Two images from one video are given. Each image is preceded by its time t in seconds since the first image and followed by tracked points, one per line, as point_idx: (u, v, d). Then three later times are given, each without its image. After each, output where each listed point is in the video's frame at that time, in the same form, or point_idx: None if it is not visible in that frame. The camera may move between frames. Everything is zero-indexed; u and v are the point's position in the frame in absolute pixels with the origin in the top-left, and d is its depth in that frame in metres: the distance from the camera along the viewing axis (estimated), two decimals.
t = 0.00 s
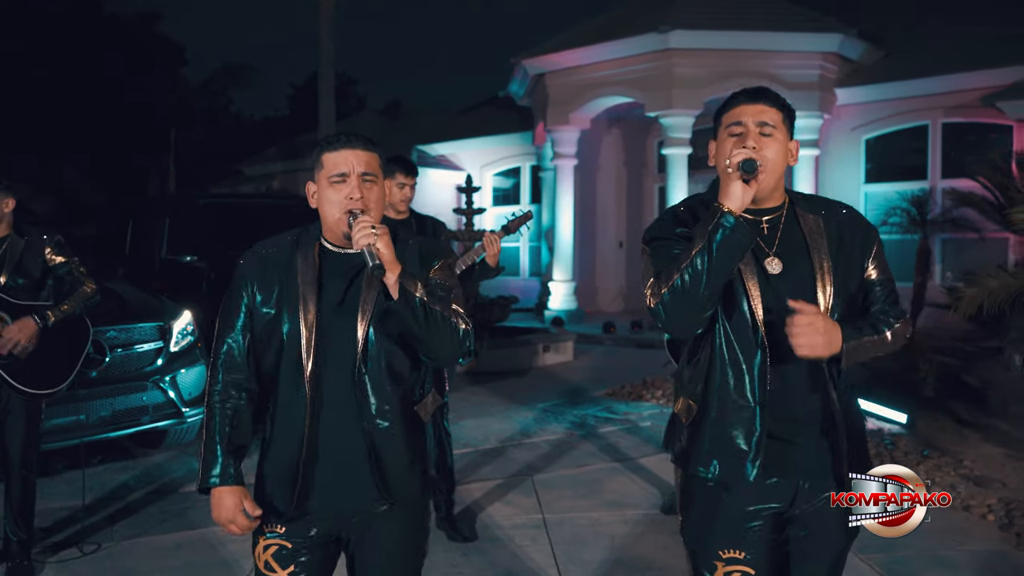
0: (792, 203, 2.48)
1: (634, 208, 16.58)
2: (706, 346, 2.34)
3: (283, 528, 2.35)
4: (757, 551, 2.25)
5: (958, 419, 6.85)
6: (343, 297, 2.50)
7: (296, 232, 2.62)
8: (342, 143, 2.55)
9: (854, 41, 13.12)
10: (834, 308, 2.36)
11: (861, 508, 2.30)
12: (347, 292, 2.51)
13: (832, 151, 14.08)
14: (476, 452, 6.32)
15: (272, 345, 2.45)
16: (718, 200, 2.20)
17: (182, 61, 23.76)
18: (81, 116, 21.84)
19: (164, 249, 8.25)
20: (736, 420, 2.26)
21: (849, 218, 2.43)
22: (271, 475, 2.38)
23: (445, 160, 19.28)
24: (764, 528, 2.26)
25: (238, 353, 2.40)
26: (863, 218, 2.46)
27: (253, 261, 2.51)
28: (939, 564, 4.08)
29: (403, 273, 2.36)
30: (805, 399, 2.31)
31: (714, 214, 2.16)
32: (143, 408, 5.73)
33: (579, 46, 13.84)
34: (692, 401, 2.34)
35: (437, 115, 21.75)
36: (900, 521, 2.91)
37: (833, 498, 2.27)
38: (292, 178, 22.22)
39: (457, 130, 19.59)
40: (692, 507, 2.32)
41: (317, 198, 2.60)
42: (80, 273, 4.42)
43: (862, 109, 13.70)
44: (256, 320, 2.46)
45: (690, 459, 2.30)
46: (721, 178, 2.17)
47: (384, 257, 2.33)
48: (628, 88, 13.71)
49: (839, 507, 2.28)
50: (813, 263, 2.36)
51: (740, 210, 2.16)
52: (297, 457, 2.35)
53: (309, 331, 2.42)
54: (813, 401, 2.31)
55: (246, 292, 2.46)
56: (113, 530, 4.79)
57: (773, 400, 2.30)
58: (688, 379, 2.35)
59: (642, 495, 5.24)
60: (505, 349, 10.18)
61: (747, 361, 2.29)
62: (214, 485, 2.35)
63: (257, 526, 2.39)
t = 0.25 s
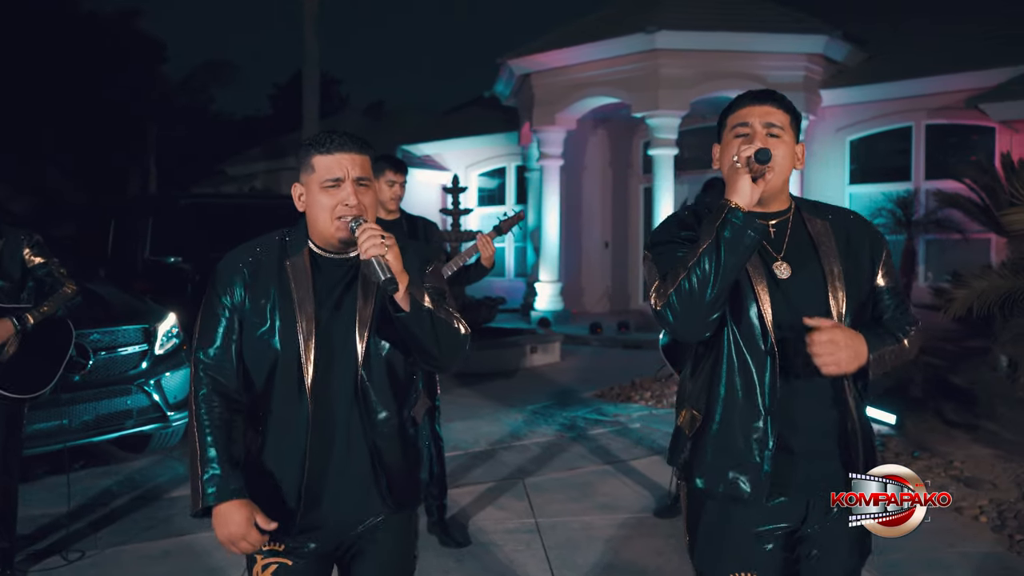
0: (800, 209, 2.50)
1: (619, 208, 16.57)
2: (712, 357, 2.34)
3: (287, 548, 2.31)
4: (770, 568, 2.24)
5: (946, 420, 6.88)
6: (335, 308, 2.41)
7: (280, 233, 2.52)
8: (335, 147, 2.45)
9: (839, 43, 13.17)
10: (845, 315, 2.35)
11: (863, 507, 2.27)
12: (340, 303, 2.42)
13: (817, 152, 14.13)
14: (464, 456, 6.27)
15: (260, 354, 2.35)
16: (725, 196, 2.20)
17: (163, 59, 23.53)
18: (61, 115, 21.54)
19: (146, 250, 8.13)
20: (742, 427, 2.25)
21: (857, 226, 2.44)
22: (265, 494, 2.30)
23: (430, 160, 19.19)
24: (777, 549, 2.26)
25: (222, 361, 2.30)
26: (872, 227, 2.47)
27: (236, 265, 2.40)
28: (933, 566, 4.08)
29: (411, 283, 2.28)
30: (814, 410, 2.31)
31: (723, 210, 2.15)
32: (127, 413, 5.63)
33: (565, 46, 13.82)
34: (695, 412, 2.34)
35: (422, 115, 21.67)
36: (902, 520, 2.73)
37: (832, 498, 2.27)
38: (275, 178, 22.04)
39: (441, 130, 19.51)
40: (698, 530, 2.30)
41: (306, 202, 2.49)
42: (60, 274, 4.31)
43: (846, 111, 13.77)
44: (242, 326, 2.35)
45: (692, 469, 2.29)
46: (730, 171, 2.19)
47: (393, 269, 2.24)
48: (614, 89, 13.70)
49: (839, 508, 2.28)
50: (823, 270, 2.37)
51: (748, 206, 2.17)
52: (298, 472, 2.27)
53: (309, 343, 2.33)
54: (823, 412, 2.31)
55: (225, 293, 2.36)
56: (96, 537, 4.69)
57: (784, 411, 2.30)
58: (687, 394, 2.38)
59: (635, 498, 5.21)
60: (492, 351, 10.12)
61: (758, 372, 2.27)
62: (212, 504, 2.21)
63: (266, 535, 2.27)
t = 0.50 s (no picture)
0: (805, 216, 2.45)
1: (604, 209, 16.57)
2: (717, 370, 2.29)
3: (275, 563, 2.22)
4: None
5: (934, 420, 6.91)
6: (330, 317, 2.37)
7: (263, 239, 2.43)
8: (330, 145, 2.40)
9: (824, 45, 13.23)
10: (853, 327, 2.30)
11: (863, 507, 2.23)
12: (334, 314, 2.38)
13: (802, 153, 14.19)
14: (453, 459, 6.21)
15: (253, 368, 2.27)
16: (732, 203, 2.16)
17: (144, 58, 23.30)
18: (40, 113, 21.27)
19: (129, 252, 8.01)
20: (747, 442, 2.21)
21: (863, 233, 2.41)
22: (252, 515, 2.22)
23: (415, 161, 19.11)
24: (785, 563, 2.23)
25: (219, 368, 2.22)
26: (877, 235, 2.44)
27: (225, 271, 2.29)
28: (927, 569, 4.07)
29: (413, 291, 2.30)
30: (820, 421, 2.26)
31: (731, 217, 2.11)
32: (111, 417, 5.54)
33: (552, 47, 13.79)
34: (699, 425, 2.28)
35: (407, 115, 21.58)
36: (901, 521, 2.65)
37: (833, 496, 2.24)
38: (258, 178, 21.87)
39: (426, 130, 19.44)
40: (705, 546, 2.27)
41: (294, 205, 2.42)
42: (42, 277, 4.24)
43: (831, 112, 13.84)
44: (236, 334, 2.27)
45: (700, 481, 2.24)
46: (737, 178, 2.14)
47: (399, 278, 2.20)
48: (600, 90, 13.69)
49: (839, 507, 2.24)
50: (833, 277, 2.32)
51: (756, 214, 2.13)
52: (297, 486, 2.20)
53: (310, 355, 2.26)
54: (831, 424, 2.26)
55: (212, 298, 2.25)
56: (81, 545, 4.60)
57: (791, 425, 2.25)
58: (695, 405, 2.31)
59: (628, 502, 5.17)
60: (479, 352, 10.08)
61: (765, 386, 2.23)
62: (196, 535, 2.10)
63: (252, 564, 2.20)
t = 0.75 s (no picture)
0: (813, 211, 2.45)
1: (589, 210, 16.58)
2: (733, 359, 2.27)
3: (267, 569, 2.18)
4: None
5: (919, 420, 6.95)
6: (319, 318, 2.29)
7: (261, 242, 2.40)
8: (322, 133, 2.35)
9: (807, 48, 13.31)
10: (864, 323, 2.29)
11: (862, 508, 2.20)
12: (323, 316, 2.29)
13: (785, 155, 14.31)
14: (442, 462, 6.17)
15: (239, 364, 2.23)
16: (742, 193, 2.13)
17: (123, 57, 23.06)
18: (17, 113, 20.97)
19: (111, 253, 7.89)
20: (763, 435, 2.20)
21: (871, 229, 2.42)
22: (238, 519, 2.19)
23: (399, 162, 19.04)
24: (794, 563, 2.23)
25: (201, 373, 2.18)
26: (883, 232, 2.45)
27: (212, 268, 2.28)
28: (920, 570, 4.08)
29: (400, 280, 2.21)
30: (834, 416, 2.26)
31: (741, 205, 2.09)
32: (95, 420, 5.43)
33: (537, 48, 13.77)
34: (716, 418, 2.26)
35: (391, 116, 21.50)
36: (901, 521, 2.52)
37: (832, 498, 2.21)
38: (240, 179, 21.69)
39: (410, 131, 19.37)
40: (716, 549, 2.25)
41: (285, 195, 2.38)
42: (23, 278, 4.12)
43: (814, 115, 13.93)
44: (223, 337, 2.23)
45: (718, 475, 2.22)
46: (746, 167, 2.12)
47: (379, 263, 2.12)
48: (585, 91, 13.69)
49: (839, 507, 2.22)
50: (845, 270, 2.31)
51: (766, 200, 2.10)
52: (274, 494, 2.15)
53: (290, 355, 2.21)
54: (841, 419, 2.26)
55: (200, 300, 2.23)
56: (64, 552, 4.51)
57: (806, 419, 2.23)
58: (710, 395, 2.30)
59: (619, 505, 5.15)
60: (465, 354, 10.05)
61: (781, 378, 2.22)
62: (169, 532, 2.07)
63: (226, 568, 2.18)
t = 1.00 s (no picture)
0: (825, 218, 2.55)
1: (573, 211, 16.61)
2: (744, 367, 2.34)
3: (272, 572, 2.14)
4: None
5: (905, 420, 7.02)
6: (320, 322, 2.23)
7: (276, 240, 2.37)
8: (321, 133, 2.34)
9: (790, 51, 13.41)
10: (873, 327, 2.40)
11: (862, 507, 2.32)
12: (323, 320, 2.23)
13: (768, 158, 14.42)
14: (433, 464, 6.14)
15: (248, 358, 2.21)
16: (761, 199, 2.30)
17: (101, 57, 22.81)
18: None
19: (93, 254, 7.79)
20: (773, 438, 2.28)
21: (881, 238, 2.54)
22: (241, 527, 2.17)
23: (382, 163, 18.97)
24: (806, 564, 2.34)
25: (211, 377, 2.15)
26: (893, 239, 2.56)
27: (225, 268, 2.26)
28: (914, 569, 4.12)
29: (380, 274, 2.13)
30: (844, 417, 2.36)
31: (760, 211, 2.27)
32: (81, 425, 5.37)
33: (521, 50, 13.77)
34: (726, 422, 2.33)
35: (373, 116, 21.43)
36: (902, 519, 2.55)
37: (832, 498, 2.32)
38: (220, 180, 21.51)
39: (393, 132, 19.31)
40: (729, 549, 2.36)
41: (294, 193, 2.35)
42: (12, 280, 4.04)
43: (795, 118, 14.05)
44: (233, 341, 2.21)
45: (729, 477, 2.29)
46: (766, 176, 2.29)
47: (351, 254, 2.10)
48: (570, 93, 13.70)
49: (839, 507, 2.33)
50: (856, 272, 2.43)
51: (786, 211, 2.28)
52: (271, 496, 2.12)
53: (289, 359, 2.16)
54: (849, 420, 2.37)
55: (219, 303, 2.21)
56: (50, 558, 4.43)
57: (816, 423, 2.33)
58: (721, 404, 2.37)
59: (613, 507, 5.14)
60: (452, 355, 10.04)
61: (794, 384, 2.30)
62: (180, 522, 2.08)
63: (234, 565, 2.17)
